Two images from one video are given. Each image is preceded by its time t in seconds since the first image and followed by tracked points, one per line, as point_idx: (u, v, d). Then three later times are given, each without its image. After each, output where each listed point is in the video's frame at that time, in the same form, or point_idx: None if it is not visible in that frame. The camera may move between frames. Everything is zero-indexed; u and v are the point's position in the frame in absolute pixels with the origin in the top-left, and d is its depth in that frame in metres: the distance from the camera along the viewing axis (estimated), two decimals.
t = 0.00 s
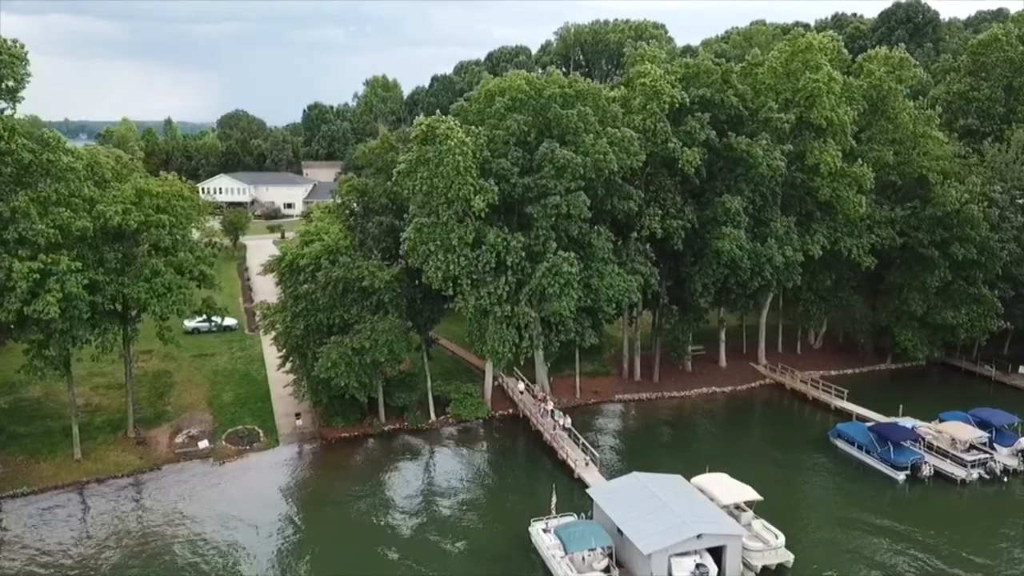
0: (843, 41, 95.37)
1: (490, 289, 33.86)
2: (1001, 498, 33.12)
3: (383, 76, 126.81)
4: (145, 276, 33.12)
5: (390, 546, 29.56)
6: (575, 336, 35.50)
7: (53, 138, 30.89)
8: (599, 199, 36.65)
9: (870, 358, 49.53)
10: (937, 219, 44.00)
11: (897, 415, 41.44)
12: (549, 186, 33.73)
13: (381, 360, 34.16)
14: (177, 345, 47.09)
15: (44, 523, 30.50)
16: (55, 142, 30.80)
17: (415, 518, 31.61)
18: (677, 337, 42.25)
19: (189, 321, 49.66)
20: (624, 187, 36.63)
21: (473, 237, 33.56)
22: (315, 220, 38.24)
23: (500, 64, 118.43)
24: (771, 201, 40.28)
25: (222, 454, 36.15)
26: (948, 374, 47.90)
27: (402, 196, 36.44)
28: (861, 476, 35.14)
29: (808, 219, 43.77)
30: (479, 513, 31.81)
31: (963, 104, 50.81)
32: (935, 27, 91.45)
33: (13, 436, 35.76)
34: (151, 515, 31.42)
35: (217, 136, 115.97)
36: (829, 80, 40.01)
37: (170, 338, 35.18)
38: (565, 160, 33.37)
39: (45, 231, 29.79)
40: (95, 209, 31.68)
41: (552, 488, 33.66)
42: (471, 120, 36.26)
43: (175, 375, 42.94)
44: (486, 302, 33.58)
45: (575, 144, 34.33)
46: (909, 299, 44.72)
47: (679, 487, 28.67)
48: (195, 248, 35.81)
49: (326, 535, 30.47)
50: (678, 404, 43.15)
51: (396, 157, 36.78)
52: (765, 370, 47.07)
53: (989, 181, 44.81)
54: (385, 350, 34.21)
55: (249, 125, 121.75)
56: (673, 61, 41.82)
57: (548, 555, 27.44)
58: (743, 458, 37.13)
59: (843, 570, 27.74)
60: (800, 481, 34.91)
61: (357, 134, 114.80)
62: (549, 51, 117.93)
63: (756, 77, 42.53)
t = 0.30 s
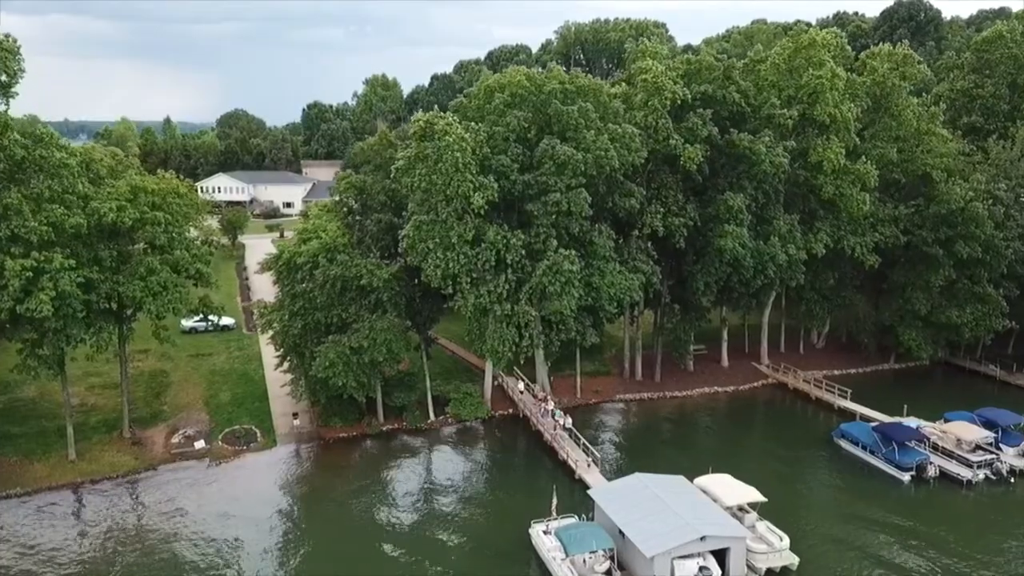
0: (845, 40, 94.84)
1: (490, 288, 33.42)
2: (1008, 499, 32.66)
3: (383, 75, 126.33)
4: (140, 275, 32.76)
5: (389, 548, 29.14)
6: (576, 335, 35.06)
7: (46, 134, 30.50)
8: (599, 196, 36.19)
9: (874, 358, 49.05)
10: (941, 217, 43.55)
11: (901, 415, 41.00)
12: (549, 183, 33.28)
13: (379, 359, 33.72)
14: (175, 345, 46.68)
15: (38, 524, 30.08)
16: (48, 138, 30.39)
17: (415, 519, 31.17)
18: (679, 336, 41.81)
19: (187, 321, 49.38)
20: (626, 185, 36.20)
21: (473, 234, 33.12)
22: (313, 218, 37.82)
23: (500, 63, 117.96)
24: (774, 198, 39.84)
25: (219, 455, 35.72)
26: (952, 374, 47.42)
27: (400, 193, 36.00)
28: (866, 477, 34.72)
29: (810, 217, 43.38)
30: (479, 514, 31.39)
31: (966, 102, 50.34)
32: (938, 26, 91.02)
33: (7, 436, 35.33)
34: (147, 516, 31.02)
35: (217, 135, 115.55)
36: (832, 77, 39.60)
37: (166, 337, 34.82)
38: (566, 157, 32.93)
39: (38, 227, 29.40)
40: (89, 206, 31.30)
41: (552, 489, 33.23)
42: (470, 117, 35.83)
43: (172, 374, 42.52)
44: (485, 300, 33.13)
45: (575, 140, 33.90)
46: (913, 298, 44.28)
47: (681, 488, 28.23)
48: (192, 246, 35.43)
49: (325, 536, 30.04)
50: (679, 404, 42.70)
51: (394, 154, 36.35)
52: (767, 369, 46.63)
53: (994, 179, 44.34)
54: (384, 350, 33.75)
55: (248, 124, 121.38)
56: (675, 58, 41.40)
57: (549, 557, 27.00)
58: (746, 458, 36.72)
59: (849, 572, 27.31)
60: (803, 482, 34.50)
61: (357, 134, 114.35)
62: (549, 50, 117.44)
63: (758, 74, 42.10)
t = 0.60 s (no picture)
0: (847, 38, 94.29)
1: (489, 287, 32.94)
2: (1016, 501, 32.15)
3: (382, 74, 125.75)
4: (135, 273, 32.27)
5: (387, 551, 28.66)
6: (577, 334, 34.54)
7: (39, 129, 30.02)
8: (601, 193, 35.62)
9: (878, 358, 48.53)
10: (946, 216, 43.04)
11: (906, 416, 40.48)
12: (550, 180, 32.78)
13: (377, 359, 33.20)
14: (171, 344, 46.14)
15: (31, 526, 29.61)
16: (40, 134, 29.88)
17: (415, 522, 30.66)
18: (681, 336, 41.32)
19: (184, 320, 48.87)
20: (627, 182, 35.69)
21: (472, 232, 32.64)
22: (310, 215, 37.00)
23: (500, 61, 117.43)
24: (777, 196, 39.34)
25: (215, 456, 35.22)
26: (957, 374, 46.90)
27: (399, 190, 35.47)
28: (871, 479, 34.19)
29: (814, 216, 42.86)
30: (479, 517, 30.88)
31: (971, 99, 49.76)
32: (940, 24, 90.44)
33: None
34: (142, 518, 30.51)
35: (215, 134, 114.98)
36: (837, 73, 39.09)
37: (162, 337, 34.34)
38: (567, 153, 32.41)
39: (29, 225, 28.94)
40: (82, 203, 30.79)
41: (553, 490, 32.73)
42: (469, 113, 35.31)
43: (168, 374, 42.00)
44: (485, 299, 32.63)
45: (576, 136, 33.43)
46: (918, 297, 43.78)
47: (684, 491, 27.74)
48: (187, 244, 35.07)
49: (323, 539, 29.53)
50: (682, 404, 42.21)
51: (393, 150, 35.80)
52: (770, 369, 46.13)
53: (1000, 177, 43.80)
54: (382, 349, 33.23)
55: (247, 123, 120.83)
56: (677, 54, 40.88)
57: (550, 560, 26.50)
58: (750, 459, 36.22)
59: None
60: (808, 483, 33.98)
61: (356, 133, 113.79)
62: (549, 49, 116.90)
63: (761, 70, 41.57)
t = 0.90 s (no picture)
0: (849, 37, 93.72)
1: (489, 286, 32.38)
2: None
3: (382, 73, 125.20)
4: (128, 272, 31.80)
5: (384, 553, 28.16)
6: (578, 334, 33.93)
7: (29, 125, 29.55)
8: (603, 191, 34.99)
9: (882, 358, 47.94)
10: (952, 214, 42.47)
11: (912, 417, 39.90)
12: (550, 177, 32.21)
13: (375, 359, 32.70)
14: (166, 344, 45.56)
15: (21, 529, 29.04)
16: (30, 129, 29.32)
17: (414, 526, 30.04)
18: (683, 336, 40.75)
19: (179, 320, 48.27)
20: (629, 179, 35.06)
21: (471, 230, 32.03)
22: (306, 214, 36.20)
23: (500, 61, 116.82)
24: (781, 194, 38.75)
25: (210, 458, 34.64)
26: (963, 375, 46.31)
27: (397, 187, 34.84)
28: (877, 481, 33.64)
29: (818, 214, 42.32)
30: (480, 520, 30.28)
31: (977, 97, 49.17)
32: (943, 22, 89.81)
33: None
34: (134, 521, 29.93)
35: (214, 133, 114.35)
36: (842, 69, 38.51)
37: (155, 337, 33.72)
38: (568, 149, 31.82)
39: (18, 222, 28.65)
40: (74, 200, 30.28)
41: (554, 493, 32.14)
42: (468, 109, 34.73)
43: (163, 375, 41.42)
44: (484, 298, 32.11)
45: (577, 133, 32.84)
46: (923, 297, 43.21)
47: (688, 494, 27.18)
48: (182, 242, 34.43)
49: (320, 544, 28.86)
50: (684, 405, 41.62)
51: (391, 147, 35.11)
52: (773, 370, 45.54)
53: (1006, 175, 43.18)
54: (380, 349, 32.72)
55: (246, 123, 120.20)
56: (679, 50, 40.31)
57: (550, 564, 25.89)
58: (754, 461, 35.64)
59: None
60: (813, 485, 33.42)
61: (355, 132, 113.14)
62: (550, 48, 116.29)
63: (764, 67, 40.97)
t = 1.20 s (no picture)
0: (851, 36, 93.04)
1: (488, 284, 31.74)
2: None
3: (382, 72, 124.60)
4: (120, 270, 31.22)
5: (380, 556, 27.60)
6: (579, 334, 33.28)
7: (18, 120, 28.97)
8: (604, 188, 34.31)
9: (887, 359, 47.28)
10: (959, 212, 41.82)
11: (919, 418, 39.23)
12: (551, 174, 31.57)
13: (372, 359, 32.11)
14: (162, 345, 44.92)
15: (10, 533, 28.41)
16: (19, 125, 28.70)
17: (412, 530, 29.33)
18: (686, 336, 40.13)
19: (175, 320, 47.63)
20: (631, 176, 34.39)
21: (470, 228, 31.38)
22: (302, 212, 35.34)
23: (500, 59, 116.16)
24: (786, 191, 38.12)
25: (204, 460, 34.01)
26: (969, 375, 45.64)
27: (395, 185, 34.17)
28: (884, 484, 32.98)
29: (822, 213, 41.74)
30: (479, 524, 29.59)
31: (983, 94, 48.49)
32: (946, 21, 89.19)
33: None
34: (126, 524, 29.29)
35: (212, 132, 113.71)
36: (847, 64, 37.91)
37: (148, 336, 33.05)
38: (568, 145, 31.18)
39: (6, 220, 28.10)
40: (64, 197, 29.70)
41: (555, 497, 31.49)
42: (467, 104, 34.07)
43: (157, 375, 40.77)
44: (484, 297, 31.50)
45: (578, 129, 32.21)
46: (929, 296, 42.58)
47: (692, 497, 26.54)
48: (176, 240, 33.75)
49: (316, 549, 28.15)
50: (686, 406, 40.97)
51: (388, 143, 34.31)
52: (777, 370, 44.90)
53: (1014, 172, 42.51)
54: (377, 349, 32.14)
55: (244, 122, 119.59)
56: (682, 46, 39.70)
57: (551, 570, 25.24)
58: (759, 463, 34.97)
59: None
60: (819, 488, 32.76)
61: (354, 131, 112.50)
62: (550, 46, 115.68)
63: (768, 63, 40.35)
